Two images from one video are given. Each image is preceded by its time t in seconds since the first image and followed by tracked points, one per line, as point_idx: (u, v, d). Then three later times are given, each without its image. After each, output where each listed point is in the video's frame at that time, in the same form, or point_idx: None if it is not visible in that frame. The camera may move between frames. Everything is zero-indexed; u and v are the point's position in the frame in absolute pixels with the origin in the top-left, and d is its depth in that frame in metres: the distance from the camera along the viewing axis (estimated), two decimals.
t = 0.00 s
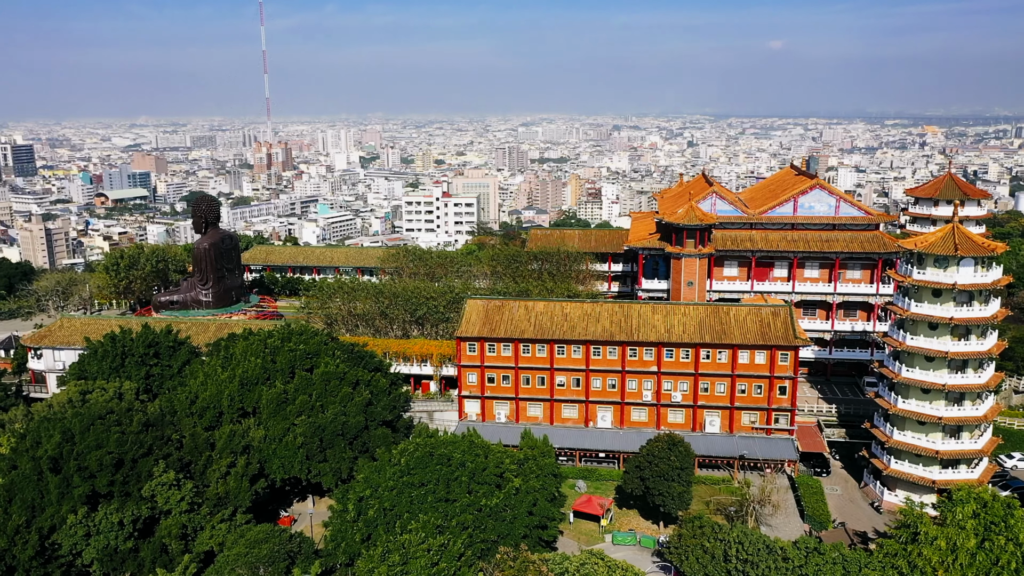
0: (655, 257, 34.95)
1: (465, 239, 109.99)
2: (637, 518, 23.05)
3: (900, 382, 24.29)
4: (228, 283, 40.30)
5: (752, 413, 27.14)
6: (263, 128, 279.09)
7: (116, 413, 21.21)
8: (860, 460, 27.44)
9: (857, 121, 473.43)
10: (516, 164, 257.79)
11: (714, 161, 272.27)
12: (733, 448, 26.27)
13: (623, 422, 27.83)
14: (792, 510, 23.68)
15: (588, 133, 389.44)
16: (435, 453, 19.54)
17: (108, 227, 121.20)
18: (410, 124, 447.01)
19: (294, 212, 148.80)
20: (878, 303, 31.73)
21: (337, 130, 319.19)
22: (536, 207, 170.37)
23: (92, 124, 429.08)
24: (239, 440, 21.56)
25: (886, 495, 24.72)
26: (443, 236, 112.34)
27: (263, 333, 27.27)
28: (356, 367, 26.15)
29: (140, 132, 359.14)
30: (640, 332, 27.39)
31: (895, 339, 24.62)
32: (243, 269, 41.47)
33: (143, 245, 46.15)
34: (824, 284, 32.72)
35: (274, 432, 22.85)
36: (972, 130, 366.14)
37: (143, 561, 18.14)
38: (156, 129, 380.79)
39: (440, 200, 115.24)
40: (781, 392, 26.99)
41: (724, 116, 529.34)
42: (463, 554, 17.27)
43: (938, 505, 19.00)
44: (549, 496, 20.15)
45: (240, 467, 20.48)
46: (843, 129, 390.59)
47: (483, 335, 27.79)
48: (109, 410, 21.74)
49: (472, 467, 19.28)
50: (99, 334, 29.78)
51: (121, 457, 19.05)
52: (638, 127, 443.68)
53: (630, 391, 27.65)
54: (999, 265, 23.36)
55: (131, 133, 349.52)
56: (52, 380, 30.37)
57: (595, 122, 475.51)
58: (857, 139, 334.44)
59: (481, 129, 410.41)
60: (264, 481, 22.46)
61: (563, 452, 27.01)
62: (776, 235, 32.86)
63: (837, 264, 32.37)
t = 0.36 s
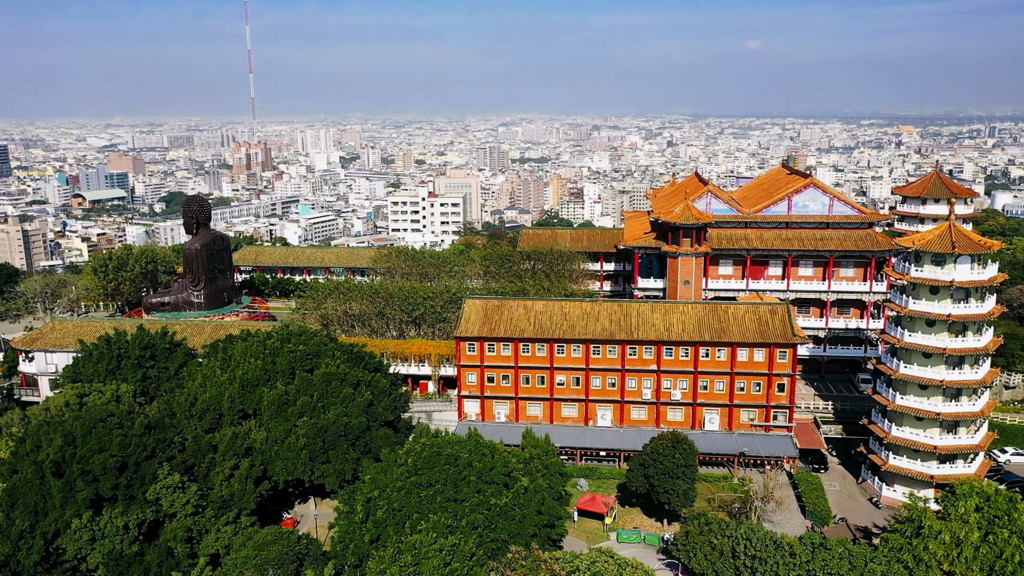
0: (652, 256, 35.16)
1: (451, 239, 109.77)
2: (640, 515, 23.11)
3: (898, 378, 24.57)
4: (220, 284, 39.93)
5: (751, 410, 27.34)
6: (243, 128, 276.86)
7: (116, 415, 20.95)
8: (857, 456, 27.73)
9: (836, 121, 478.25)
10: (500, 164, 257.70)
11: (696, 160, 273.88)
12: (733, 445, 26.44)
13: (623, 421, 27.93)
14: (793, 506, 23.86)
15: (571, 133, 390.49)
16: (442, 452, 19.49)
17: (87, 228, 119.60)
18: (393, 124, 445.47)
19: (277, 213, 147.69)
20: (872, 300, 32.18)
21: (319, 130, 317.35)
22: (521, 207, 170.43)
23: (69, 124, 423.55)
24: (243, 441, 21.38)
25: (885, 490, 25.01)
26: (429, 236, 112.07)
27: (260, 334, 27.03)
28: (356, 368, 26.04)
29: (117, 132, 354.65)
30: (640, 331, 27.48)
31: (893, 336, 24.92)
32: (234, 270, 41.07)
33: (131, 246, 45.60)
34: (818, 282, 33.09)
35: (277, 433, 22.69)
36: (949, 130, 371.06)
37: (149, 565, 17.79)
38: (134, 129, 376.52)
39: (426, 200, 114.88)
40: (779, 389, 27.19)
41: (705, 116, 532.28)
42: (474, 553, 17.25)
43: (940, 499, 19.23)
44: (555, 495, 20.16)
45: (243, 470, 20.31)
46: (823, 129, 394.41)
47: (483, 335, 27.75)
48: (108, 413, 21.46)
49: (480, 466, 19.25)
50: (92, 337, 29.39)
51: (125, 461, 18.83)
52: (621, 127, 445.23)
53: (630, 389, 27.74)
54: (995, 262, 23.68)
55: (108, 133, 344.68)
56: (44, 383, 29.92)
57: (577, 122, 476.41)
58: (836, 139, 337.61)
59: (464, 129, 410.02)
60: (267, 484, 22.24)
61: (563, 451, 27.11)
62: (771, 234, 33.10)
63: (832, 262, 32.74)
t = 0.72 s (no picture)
0: (644, 255, 35.29)
1: (435, 239, 109.49)
2: (641, 513, 23.18)
3: (893, 374, 24.92)
4: (208, 286, 39.51)
5: (746, 408, 27.56)
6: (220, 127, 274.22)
7: (114, 419, 20.70)
8: (850, 451, 28.08)
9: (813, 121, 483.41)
10: (480, 165, 257.50)
11: (676, 160, 275.56)
12: (730, 442, 26.61)
13: (620, 419, 28.03)
14: (792, 501, 24.08)
15: (551, 133, 391.00)
16: (448, 452, 19.46)
17: (62, 230, 117.73)
18: (372, 124, 443.40)
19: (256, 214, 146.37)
20: (862, 297, 32.76)
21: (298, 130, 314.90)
22: (502, 207, 170.49)
23: (41, 124, 416.71)
24: (243, 444, 21.20)
25: (880, 485, 25.35)
26: (412, 236, 111.70)
27: (255, 336, 26.80)
28: (353, 369, 25.93)
29: (91, 132, 349.87)
30: (637, 330, 27.57)
31: (888, 333, 25.24)
32: (222, 272, 40.66)
33: (116, 248, 44.99)
34: (809, 280, 33.51)
35: (276, 435, 22.52)
36: (922, 130, 376.63)
37: (155, 570, 17.47)
38: (108, 129, 371.35)
39: (409, 200, 114.40)
40: (775, 387, 27.42)
41: (684, 116, 535.95)
42: (483, 553, 17.23)
43: (940, 493, 19.53)
44: (560, 494, 20.16)
45: (245, 472, 20.13)
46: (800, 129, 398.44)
47: (480, 335, 27.67)
48: (106, 417, 21.16)
49: (485, 466, 19.20)
50: (83, 340, 28.97)
51: (125, 465, 18.63)
52: (600, 127, 446.75)
53: (627, 388, 27.83)
54: (987, 259, 24.15)
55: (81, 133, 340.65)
56: (33, 388, 29.39)
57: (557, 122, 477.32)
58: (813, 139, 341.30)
59: (443, 129, 409.04)
60: (268, 486, 22.04)
61: (562, 449, 27.20)
62: (763, 232, 33.39)
63: (822, 260, 33.21)
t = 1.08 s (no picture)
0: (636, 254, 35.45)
1: (417, 239, 109.09)
2: (641, 511, 23.29)
3: (886, 371, 25.29)
4: (196, 287, 39.08)
5: (742, 405, 27.80)
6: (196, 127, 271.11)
7: (112, 423, 20.44)
8: (843, 447, 28.45)
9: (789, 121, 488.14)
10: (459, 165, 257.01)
11: (655, 160, 277.08)
12: (727, 439, 26.82)
13: (616, 418, 28.13)
14: (790, 497, 24.32)
15: (530, 133, 391.08)
16: (453, 452, 19.40)
17: (35, 232, 115.66)
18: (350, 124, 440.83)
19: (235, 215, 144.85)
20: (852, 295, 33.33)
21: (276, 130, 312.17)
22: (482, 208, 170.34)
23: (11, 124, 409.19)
24: (244, 446, 21.02)
25: (874, 480, 25.70)
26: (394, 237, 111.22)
27: (250, 338, 26.57)
28: (350, 370, 25.78)
29: (63, 131, 344.27)
30: (633, 328, 27.67)
31: (881, 330, 25.59)
32: (210, 273, 40.25)
33: (100, 249, 44.35)
34: (800, 278, 33.91)
35: (276, 437, 22.33)
36: (896, 130, 382.02)
37: (157, 574, 17.38)
38: (81, 129, 365.61)
39: (391, 201, 113.77)
40: (769, 384, 27.67)
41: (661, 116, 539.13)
42: (492, 553, 17.22)
43: (939, 487, 19.84)
44: (565, 492, 20.16)
45: (247, 475, 19.97)
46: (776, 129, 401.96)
47: (477, 335, 27.60)
48: (103, 420, 20.88)
49: (491, 466, 19.14)
50: (73, 343, 28.56)
51: (126, 469, 18.41)
52: (579, 127, 448.00)
53: (623, 386, 27.93)
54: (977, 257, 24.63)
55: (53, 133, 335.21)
56: (21, 392, 28.88)
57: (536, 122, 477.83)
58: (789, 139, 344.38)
59: (422, 130, 408.15)
60: (268, 490, 21.85)
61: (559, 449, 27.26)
62: (754, 231, 33.69)
63: (812, 259, 33.62)
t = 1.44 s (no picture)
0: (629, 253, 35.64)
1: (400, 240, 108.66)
2: (642, 508, 23.45)
3: (881, 367, 25.67)
4: (184, 289, 38.64)
5: (738, 402, 28.05)
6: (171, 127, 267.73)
7: (112, 427, 20.18)
8: (837, 443, 28.84)
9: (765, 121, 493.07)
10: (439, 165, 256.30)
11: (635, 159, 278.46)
12: (725, 436, 27.06)
13: (614, 416, 28.24)
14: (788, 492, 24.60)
15: (509, 133, 391.08)
16: (459, 452, 19.37)
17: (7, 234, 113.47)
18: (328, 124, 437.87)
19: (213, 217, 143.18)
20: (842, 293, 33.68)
21: (253, 130, 309.23)
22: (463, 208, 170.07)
23: None
24: (245, 449, 20.85)
25: (870, 475, 26.09)
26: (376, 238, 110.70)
27: (247, 340, 26.34)
28: (349, 371, 25.67)
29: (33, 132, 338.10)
30: (630, 327, 27.80)
31: (876, 326, 25.98)
32: (198, 275, 39.82)
33: (85, 251, 43.67)
34: (791, 276, 34.28)
35: (277, 440, 22.15)
36: (866, 130, 387.50)
37: None
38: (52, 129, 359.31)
39: (373, 201, 113.15)
40: (765, 380, 27.96)
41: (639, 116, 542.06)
42: (503, 552, 17.20)
43: (938, 480, 20.20)
44: (571, 491, 20.18)
45: (251, 477, 19.81)
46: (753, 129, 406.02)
47: (475, 335, 27.56)
48: (102, 424, 20.61)
49: (498, 465, 19.11)
50: (63, 347, 28.14)
51: (130, 473, 18.21)
52: (558, 127, 448.84)
53: (621, 385, 28.06)
54: (970, 254, 24.99)
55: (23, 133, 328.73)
56: (10, 397, 28.38)
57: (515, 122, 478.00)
58: (765, 139, 348.18)
59: (401, 130, 406.27)
60: (271, 493, 21.68)
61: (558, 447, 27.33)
62: (746, 230, 34.02)
63: (803, 257, 34.00)
